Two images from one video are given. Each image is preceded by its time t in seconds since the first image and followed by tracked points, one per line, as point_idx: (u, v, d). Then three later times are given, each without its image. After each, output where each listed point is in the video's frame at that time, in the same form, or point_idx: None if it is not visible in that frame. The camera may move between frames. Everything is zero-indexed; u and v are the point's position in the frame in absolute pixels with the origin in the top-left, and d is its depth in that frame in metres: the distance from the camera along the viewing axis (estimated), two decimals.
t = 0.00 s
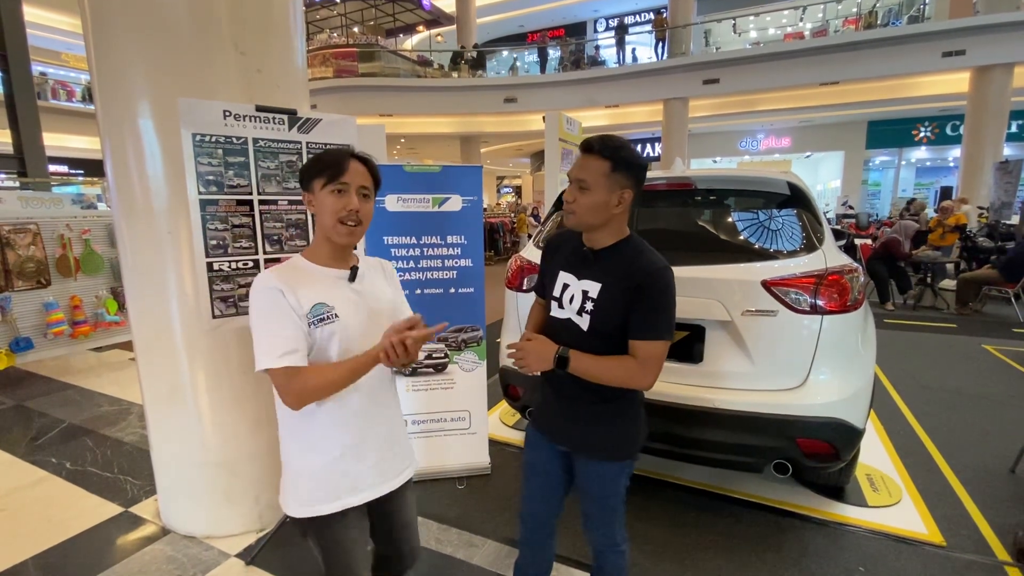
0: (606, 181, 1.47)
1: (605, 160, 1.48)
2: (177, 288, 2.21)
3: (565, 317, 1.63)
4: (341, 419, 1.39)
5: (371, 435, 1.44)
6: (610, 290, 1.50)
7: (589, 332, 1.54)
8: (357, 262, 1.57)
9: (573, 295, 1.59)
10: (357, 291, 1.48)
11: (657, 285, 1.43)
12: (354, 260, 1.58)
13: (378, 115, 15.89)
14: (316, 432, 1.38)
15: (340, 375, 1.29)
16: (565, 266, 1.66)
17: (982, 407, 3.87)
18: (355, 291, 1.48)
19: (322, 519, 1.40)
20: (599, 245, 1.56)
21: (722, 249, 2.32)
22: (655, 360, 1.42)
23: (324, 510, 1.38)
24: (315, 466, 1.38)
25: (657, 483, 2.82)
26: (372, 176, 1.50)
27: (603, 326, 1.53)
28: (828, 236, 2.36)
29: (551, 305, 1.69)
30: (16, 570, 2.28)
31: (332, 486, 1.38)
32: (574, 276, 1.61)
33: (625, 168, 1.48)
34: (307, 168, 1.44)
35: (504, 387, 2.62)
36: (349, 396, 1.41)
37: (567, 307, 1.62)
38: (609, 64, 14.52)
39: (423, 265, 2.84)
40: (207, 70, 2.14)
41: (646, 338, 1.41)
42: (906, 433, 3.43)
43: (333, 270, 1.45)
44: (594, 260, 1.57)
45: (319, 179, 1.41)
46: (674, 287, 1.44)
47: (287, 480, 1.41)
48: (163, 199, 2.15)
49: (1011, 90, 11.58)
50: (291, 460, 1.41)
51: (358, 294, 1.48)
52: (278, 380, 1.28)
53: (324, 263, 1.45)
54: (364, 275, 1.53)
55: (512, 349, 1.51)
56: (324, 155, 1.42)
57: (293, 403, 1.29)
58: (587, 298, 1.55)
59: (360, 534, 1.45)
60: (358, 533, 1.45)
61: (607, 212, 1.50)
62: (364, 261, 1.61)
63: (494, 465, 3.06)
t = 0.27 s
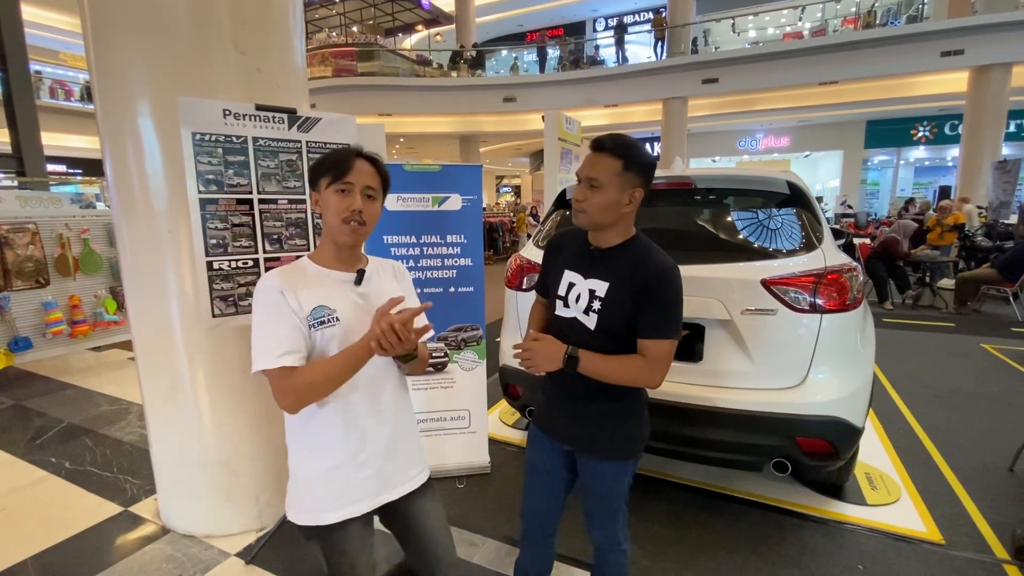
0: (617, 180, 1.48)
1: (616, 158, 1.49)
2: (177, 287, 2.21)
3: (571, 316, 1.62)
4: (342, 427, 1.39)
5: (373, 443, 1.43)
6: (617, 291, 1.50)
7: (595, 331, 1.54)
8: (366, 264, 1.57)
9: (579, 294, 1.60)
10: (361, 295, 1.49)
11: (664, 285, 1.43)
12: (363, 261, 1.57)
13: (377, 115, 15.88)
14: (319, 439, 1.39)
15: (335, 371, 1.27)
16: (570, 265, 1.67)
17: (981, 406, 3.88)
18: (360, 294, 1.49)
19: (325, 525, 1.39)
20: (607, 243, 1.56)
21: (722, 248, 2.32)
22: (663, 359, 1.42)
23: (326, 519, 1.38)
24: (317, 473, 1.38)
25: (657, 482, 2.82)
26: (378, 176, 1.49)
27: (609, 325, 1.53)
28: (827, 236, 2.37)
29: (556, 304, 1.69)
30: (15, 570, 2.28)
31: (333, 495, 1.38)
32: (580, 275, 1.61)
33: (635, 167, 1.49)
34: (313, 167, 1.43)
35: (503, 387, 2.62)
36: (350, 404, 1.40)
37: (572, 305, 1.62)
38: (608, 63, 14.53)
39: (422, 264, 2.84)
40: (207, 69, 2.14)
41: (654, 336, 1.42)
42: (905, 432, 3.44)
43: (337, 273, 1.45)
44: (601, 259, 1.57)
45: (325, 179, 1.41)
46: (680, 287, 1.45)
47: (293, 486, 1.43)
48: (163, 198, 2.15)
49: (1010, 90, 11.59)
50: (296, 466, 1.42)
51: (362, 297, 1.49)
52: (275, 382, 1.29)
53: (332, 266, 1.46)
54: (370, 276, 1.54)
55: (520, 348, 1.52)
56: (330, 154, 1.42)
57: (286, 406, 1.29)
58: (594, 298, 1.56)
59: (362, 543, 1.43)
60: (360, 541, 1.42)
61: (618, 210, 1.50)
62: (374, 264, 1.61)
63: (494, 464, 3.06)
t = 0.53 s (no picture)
0: (620, 179, 1.48)
1: (617, 157, 1.49)
2: (175, 287, 2.21)
3: (571, 315, 1.62)
4: (340, 428, 1.38)
5: (372, 444, 1.41)
6: (618, 290, 1.51)
7: (597, 330, 1.54)
8: (368, 260, 1.54)
9: (579, 294, 1.60)
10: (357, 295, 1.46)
11: (666, 285, 1.43)
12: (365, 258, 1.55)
13: (375, 114, 15.87)
14: (317, 439, 1.38)
15: (316, 364, 1.25)
16: (570, 264, 1.66)
17: (978, 404, 3.90)
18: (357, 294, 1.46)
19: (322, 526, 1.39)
20: (608, 243, 1.56)
21: (720, 248, 2.32)
22: (666, 357, 1.43)
23: (322, 519, 1.37)
24: (316, 473, 1.38)
25: (656, 481, 2.83)
26: (376, 172, 1.47)
27: (610, 325, 1.53)
28: (825, 235, 2.37)
29: (556, 303, 1.69)
30: (12, 570, 2.27)
31: (331, 495, 1.37)
32: (580, 274, 1.61)
33: (636, 166, 1.50)
34: (309, 166, 1.43)
35: (502, 386, 2.62)
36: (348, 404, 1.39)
37: (573, 305, 1.62)
38: (606, 63, 14.53)
39: (421, 263, 2.84)
40: (204, 68, 2.14)
41: (657, 335, 1.42)
42: (903, 431, 3.45)
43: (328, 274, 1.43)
44: (601, 259, 1.57)
45: (320, 175, 1.40)
46: (681, 286, 1.45)
47: (294, 485, 1.43)
48: (160, 197, 2.15)
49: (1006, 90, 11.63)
50: (297, 465, 1.42)
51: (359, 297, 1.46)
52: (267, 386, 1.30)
53: (328, 266, 1.45)
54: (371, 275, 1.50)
55: (523, 350, 1.53)
56: (325, 151, 1.41)
57: (278, 408, 1.29)
58: (595, 297, 1.56)
59: (359, 544, 1.42)
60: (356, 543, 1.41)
61: (620, 209, 1.51)
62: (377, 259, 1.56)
63: (493, 464, 3.06)
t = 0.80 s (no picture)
0: (616, 176, 1.49)
1: (611, 155, 1.49)
2: (171, 287, 2.21)
3: (568, 315, 1.62)
4: (337, 426, 1.38)
5: (369, 443, 1.41)
6: (614, 288, 1.51)
7: (593, 329, 1.54)
8: (362, 256, 1.54)
9: (575, 293, 1.60)
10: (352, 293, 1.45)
11: (662, 283, 1.44)
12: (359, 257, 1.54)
13: (373, 114, 15.84)
14: (314, 437, 1.37)
15: (312, 365, 1.24)
16: (565, 264, 1.66)
17: (974, 404, 3.91)
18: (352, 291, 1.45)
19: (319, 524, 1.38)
20: (605, 242, 1.56)
21: (717, 247, 2.33)
22: (663, 355, 1.43)
23: (318, 517, 1.37)
24: (312, 470, 1.37)
25: (653, 481, 2.83)
26: (356, 162, 1.48)
27: (606, 324, 1.53)
28: (821, 235, 2.38)
29: (552, 303, 1.68)
30: (8, 571, 2.26)
31: (326, 493, 1.37)
32: (575, 273, 1.61)
33: (629, 162, 1.50)
34: (292, 164, 1.44)
35: (499, 386, 2.62)
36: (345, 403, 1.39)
37: (569, 305, 1.62)
38: (604, 63, 14.55)
39: (417, 263, 2.84)
40: (200, 68, 2.13)
41: (653, 333, 1.42)
42: (899, 430, 3.46)
43: (322, 270, 1.43)
44: (596, 258, 1.57)
45: (302, 170, 1.42)
46: (675, 283, 1.45)
47: (289, 481, 1.42)
48: (156, 197, 2.14)
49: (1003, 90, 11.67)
50: (292, 462, 1.42)
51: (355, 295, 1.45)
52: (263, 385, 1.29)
53: (323, 263, 1.46)
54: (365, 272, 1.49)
55: (520, 351, 1.53)
56: (305, 147, 1.43)
57: (273, 407, 1.29)
58: (591, 296, 1.56)
59: (355, 542, 1.41)
60: (351, 540, 1.41)
61: (617, 206, 1.51)
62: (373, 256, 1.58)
63: (490, 463, 3.06)
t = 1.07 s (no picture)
0: (620, 172, 1.51)
1: (616, 149, 1.51)
2: (167, 288, 2.20)
3: (560, 314, 1.62)
4: (336, 425, 1.38)
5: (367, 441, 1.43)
6: (607, 286, 1.50)
7: (586, 326, 1.54)
8: (353, 257, 1.54)
9: (567, 292, 1.60)
10: (349, 292, 1.44)
11: (655, 280, 1.44)
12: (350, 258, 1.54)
13: (371, 113, 15.82)
14: (312, 436, 1.37)
15: (319, 391, 1.27)
16: (558, 262, 1.66)
17: (970, 403, 3.93)
18: (349, 292, 1.44)
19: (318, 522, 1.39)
20: (607, 237, 1.55)
21: (714, 247, 2.33)
22: (656, 352, 1.43)
23: (316, 513, 1.37)
24: (309, 468, 1.37)
25: (650, 480, 2.83)
26: (341, 161, 1.49)
27: (599, 321, 1.53)
28: (818, 235, 2.38)
29: (545, 303, 1.68)
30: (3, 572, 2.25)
31: (322, 491, 1.36)
32: (568, 272, 1.61)
33: (628, 156, 1.54)
34: (276, 169, 1.44)
35: (497, 386, 2.62)
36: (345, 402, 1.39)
37: (562, 304, 1.61)
38: (602, 63, 14.56)
39: (415, 263, 2.84)
40: (197, 67, 2.13)
41: (646, 329, 1.42)
42: (895, 429, 3.47)
43: (316, 270, 1.42)
44: (590, 256, 1.57)
45: (287, 174, 1.42)
46: (668, 281, 1.46)
47: (283, 479, 1.41)
48: (152, 197, 2.14)
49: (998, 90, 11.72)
50: (287, 461, 1.40)
51: (353, 296, 1.45)
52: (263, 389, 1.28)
53: (315, 263, 1.45)
54: (360, 275, 1.49)
55: (515, 351, 1.54)
56: (291, 151, 1.43)
57: (275, 411, 1.29)
58: (583, 294, 1.56)
59: (351, 535, 1.43)
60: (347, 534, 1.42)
61: (618, 200, 1.54)
62: (361, 256, 1.57)
63: (487, 463, 3.06)
